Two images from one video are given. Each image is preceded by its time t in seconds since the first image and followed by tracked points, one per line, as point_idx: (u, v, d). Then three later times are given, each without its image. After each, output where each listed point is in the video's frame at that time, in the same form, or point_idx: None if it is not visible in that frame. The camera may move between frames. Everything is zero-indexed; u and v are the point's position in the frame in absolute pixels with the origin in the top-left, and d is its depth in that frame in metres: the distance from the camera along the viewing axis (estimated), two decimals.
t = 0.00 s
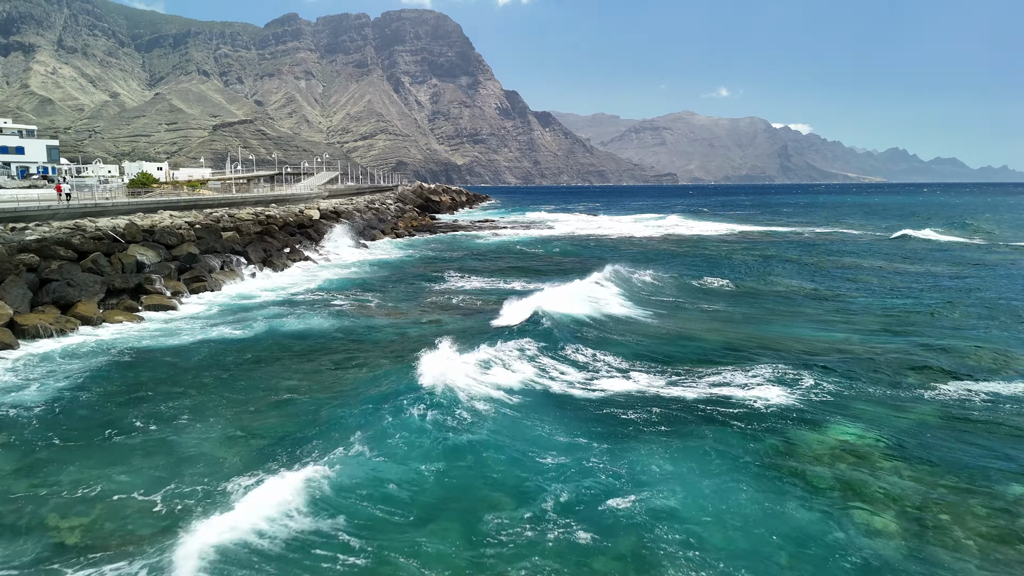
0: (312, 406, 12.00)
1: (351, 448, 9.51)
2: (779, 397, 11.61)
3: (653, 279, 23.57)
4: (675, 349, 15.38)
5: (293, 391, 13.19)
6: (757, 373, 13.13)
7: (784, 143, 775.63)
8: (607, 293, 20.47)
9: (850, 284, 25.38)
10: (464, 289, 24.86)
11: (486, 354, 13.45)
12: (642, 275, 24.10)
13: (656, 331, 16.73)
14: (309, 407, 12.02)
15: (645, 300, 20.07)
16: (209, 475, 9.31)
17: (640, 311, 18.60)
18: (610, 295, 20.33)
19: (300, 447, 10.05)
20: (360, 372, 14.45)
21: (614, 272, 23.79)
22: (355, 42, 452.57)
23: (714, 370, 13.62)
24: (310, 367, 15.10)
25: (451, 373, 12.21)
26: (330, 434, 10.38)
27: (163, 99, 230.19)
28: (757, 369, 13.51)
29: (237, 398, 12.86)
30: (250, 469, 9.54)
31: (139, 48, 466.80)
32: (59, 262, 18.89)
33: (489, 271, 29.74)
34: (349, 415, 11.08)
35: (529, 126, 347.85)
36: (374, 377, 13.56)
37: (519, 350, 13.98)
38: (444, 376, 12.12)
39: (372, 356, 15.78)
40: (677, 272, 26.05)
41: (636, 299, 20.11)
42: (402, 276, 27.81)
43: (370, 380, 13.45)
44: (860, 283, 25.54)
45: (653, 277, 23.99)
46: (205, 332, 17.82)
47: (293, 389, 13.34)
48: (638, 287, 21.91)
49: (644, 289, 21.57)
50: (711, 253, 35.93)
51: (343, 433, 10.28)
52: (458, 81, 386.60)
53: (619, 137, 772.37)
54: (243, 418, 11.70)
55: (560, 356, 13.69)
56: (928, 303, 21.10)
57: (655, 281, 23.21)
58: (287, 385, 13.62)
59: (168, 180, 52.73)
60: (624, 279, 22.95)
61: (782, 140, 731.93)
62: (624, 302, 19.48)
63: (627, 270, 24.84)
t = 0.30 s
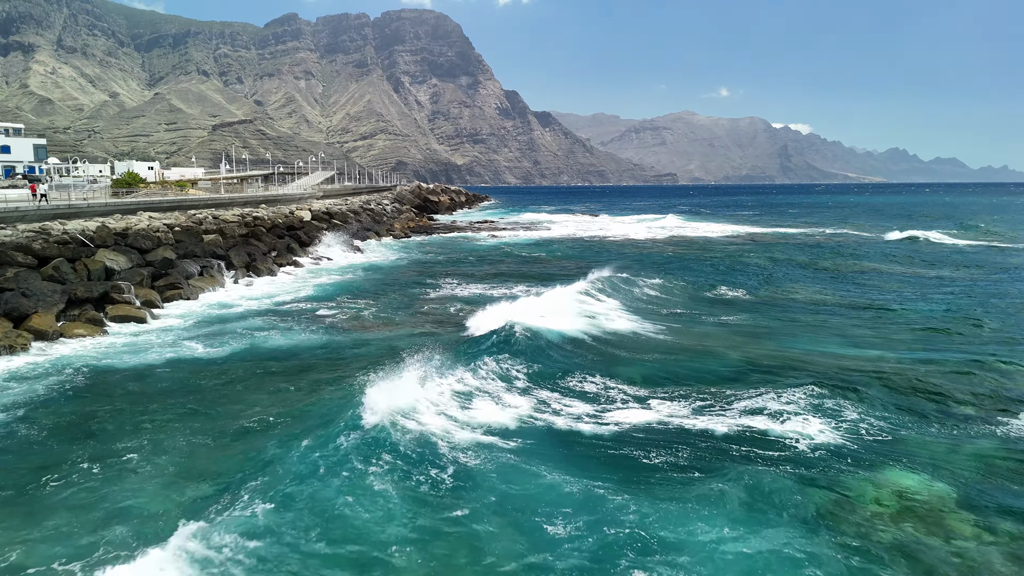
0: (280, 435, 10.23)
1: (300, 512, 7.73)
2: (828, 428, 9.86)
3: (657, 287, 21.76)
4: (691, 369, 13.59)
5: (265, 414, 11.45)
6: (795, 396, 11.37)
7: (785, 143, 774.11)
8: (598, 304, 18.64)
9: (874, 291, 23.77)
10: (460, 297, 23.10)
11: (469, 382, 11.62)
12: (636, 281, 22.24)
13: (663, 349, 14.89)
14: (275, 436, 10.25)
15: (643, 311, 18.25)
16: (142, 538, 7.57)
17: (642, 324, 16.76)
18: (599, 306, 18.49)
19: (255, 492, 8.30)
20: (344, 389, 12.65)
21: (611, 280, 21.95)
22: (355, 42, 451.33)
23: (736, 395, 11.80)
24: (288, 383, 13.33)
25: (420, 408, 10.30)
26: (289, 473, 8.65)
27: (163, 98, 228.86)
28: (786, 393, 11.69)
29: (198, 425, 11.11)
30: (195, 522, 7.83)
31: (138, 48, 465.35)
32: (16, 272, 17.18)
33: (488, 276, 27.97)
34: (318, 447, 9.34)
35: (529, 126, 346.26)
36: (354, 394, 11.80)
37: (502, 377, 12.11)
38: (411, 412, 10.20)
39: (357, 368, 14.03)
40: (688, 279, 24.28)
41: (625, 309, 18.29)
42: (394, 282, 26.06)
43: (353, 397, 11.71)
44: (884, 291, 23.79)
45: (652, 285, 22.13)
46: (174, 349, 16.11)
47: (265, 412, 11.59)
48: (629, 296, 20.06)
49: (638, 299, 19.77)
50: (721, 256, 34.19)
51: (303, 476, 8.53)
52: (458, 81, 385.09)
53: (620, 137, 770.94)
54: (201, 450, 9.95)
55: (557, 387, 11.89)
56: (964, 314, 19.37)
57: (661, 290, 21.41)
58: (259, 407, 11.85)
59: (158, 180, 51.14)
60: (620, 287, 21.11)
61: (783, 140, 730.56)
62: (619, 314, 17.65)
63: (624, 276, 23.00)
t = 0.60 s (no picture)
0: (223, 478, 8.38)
1: None
2: (877, 475, 8.29)
3: (651, 297, 20.03)
4: (700, 397, 11.96)
5: (214, 451, 9.63)
6: (827, 427, 9.76)
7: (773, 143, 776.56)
8: (575, 315, 16.98)
9: (887, 298, 22.36)
10: (442, 307, 21.35)
11: (443, 421, 9.99)
12: (619, 288, 20.57)
13: (662, 371, 13.27)
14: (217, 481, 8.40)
15: (627, 323, 16.62)
16: None
17: (632, 339, 15.14)
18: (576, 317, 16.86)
19: None
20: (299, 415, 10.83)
21: (597, 287, 20.22)
22: (343, 42, 448.39)
23: (751, 426, 10.26)
24: (252, 414, 11.42)
25: (382, 463, 8.57)
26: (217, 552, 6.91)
27: (148, 98, 225.42)
28: (808, 422, 10.15)
29: (134, 469, 9.19)
30: None
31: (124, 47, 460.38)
32: None
33: (475, 282, 26.22)
34: (260, 509, 7.62)
35: (518, 126, 344.66)
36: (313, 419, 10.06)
37: (482, 414, 10.42)
38: (371, 468, 8.47)
39: (330, 393, 12.19)
40: (689, 287, 22.66)
41: (606, 322, 16.67)
42: (374, 290, 24.26)
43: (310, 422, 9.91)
44: (898, 301, 22.27)
45: (641, 293, 20.41)
46: (125, 372, 14.28)
47: (218, 448, 9.71)
48: (610, 307, 18.36)
49: (620, 310, 18.09)
50: (719, 259, 32.66)
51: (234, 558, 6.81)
52: (447, 81, 383.14)
53: (609, 137, 770.82)
54: (129, 503, 8.05)
55: (549, 429, 10.27)
56: (989, 326, 17.94)
57: (657, 300, 19.74)
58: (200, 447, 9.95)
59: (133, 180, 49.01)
60: (605, 296, 19.41)
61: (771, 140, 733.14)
62: (602, 327, 16.04)
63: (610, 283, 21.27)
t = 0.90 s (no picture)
0: (130, 574, 6.44)
1: None
2: (937, 542, 6.89)
3: (636, 308, 18.46)
4: (703, 429, 10.43)
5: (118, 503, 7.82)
6: (862, 473, 8.33)
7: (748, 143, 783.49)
8: (547, 330, 15.32)
9: (884, 306, 21.20)
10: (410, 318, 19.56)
11: (404, 471, 8.35)
12: (596, 300, 19.02)
13: (654, 398, 11.67)
14: None
15: (606, 339, 15.01)
16: None
17: (614, 359, 13.53)
18: (548, 333, 15.20)
19: None
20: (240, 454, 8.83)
21: (573, 301, 18.65)
22: (318, 41, 443.01)
23: (773, 466, 8.74)
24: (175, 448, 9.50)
25: (326, 540, 6.87)
26: None
27: (117, 96, 219.85)
28: (841, 462, 8.66)
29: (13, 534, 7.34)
30: None
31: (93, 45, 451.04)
32: None
33: (449, 289, 24.47)
34: None
35: (495, 125, 343.10)
36: (249, 473, 8.24)
37: (452, 459, 8.83)
38: (312, 549, 6.76)
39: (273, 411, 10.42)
40: (678, 295, 21.14)
41: (581, 338, 15.05)
42: (340, 298, 22.39)
43: (241, 477, 8.15)
44: (897, 309, 20.97)
45: (621, 305, 18.86)
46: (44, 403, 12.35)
47: (125, 500, 7.90)
48: (586, 321, 16.76)
49: (597, 324, 16.50)
50: (705, 261, 31.29)
51: None
52: (424, 80, 380.31)
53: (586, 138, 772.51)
54: None
55: (534, 477, 8.65)
56: (999, 338, 16.80)
57: (643, 311, 18.16)
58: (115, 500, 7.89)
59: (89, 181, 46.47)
60: (581, 310, 17.82)
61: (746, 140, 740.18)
62: (578, 345, 14.41)
63: (587, 294, 19.71)
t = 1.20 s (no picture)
0: None
1: None
2: None
3: (635, 323, 16.84)
4: (729, 473, 8.90)
5: None
6: (942, 547, 7.06)
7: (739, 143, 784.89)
8: (532, 351, 13.63)
9: (902, 315, 19.83)
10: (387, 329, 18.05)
11: (373, 547, 6.67)
12: (588, 316, 17.39)
13: (668, 435, 10.03)
14: None
15: (602, 360, 13.35)
16: None
17: (615, 385, 11.87)
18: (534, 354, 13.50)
19: None
20: (173, 528, 7.03)
21: (562, 317, 17.03)
22: (309, 40, 440.39)
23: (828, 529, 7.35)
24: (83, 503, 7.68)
25: None
26: None
27: (106, 96, 217.23)
28: (910, 524, 7.47)
29: None
30: None
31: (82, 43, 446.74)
32: None
33: (434, 297, 22.80)
34: None
35: (486, 125, 341.54)
36: (168, 559, 6.48)
37: (432, 526, 7.16)
38: None
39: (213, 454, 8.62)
40: (681, 307, 19.51)
41: (572, 360, 13.38)
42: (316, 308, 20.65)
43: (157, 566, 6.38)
44: (917, 318, 19.61)
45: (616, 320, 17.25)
46: None
47: None
48: (576, 339, 15.11)
49: (588, 342, 14.87)
50: (705, 265, 29.77)
51: None
52: (416, 80, 378.28)
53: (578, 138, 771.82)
54: None
55: (535, 542, 7.02)
56: None
57: (643, 326, 16.51)
58: None
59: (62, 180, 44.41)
60: (571, 326, 16.21)
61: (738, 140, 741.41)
62: (570, 368, 12.75)
63: (579, 308, 18.08)
